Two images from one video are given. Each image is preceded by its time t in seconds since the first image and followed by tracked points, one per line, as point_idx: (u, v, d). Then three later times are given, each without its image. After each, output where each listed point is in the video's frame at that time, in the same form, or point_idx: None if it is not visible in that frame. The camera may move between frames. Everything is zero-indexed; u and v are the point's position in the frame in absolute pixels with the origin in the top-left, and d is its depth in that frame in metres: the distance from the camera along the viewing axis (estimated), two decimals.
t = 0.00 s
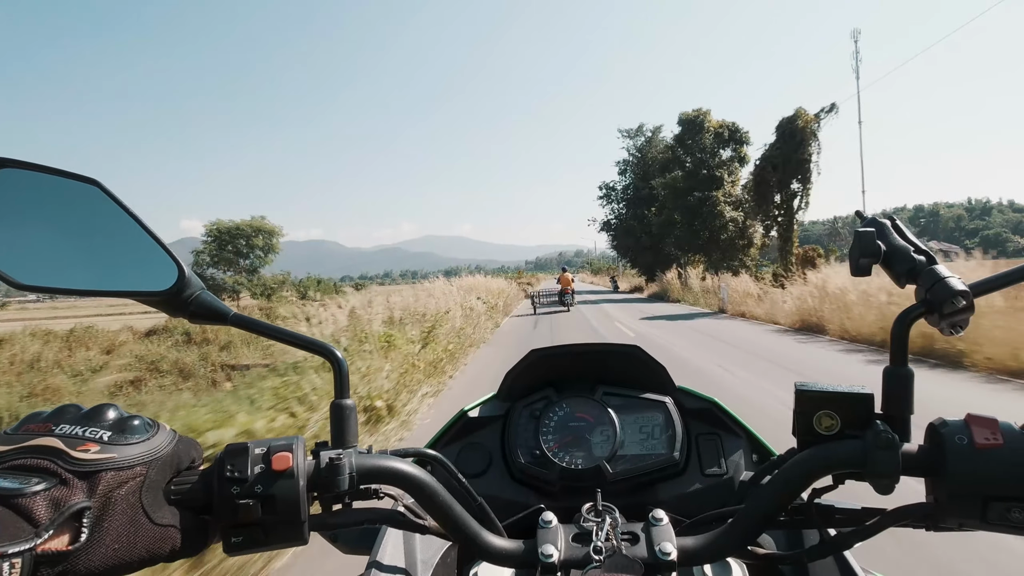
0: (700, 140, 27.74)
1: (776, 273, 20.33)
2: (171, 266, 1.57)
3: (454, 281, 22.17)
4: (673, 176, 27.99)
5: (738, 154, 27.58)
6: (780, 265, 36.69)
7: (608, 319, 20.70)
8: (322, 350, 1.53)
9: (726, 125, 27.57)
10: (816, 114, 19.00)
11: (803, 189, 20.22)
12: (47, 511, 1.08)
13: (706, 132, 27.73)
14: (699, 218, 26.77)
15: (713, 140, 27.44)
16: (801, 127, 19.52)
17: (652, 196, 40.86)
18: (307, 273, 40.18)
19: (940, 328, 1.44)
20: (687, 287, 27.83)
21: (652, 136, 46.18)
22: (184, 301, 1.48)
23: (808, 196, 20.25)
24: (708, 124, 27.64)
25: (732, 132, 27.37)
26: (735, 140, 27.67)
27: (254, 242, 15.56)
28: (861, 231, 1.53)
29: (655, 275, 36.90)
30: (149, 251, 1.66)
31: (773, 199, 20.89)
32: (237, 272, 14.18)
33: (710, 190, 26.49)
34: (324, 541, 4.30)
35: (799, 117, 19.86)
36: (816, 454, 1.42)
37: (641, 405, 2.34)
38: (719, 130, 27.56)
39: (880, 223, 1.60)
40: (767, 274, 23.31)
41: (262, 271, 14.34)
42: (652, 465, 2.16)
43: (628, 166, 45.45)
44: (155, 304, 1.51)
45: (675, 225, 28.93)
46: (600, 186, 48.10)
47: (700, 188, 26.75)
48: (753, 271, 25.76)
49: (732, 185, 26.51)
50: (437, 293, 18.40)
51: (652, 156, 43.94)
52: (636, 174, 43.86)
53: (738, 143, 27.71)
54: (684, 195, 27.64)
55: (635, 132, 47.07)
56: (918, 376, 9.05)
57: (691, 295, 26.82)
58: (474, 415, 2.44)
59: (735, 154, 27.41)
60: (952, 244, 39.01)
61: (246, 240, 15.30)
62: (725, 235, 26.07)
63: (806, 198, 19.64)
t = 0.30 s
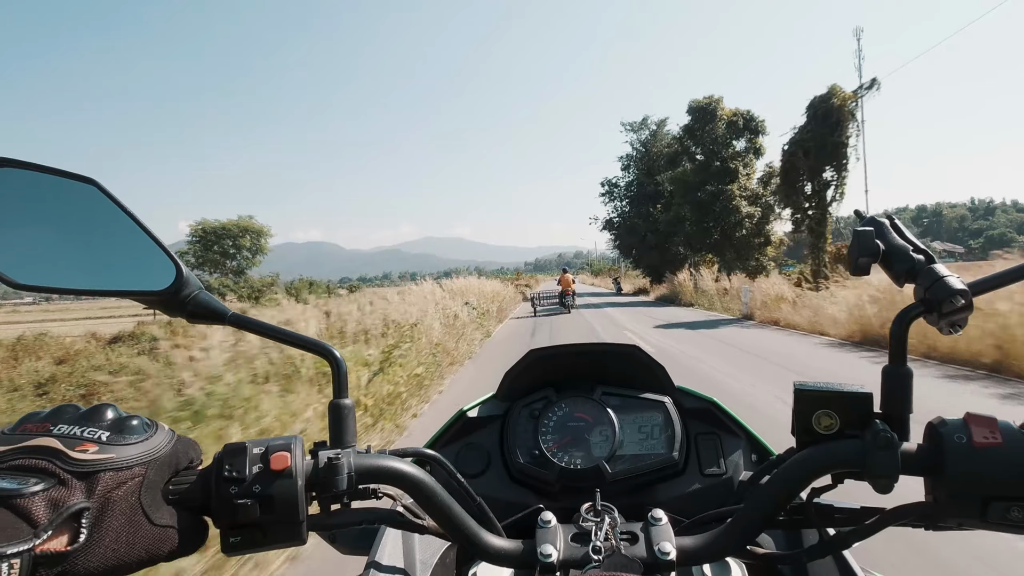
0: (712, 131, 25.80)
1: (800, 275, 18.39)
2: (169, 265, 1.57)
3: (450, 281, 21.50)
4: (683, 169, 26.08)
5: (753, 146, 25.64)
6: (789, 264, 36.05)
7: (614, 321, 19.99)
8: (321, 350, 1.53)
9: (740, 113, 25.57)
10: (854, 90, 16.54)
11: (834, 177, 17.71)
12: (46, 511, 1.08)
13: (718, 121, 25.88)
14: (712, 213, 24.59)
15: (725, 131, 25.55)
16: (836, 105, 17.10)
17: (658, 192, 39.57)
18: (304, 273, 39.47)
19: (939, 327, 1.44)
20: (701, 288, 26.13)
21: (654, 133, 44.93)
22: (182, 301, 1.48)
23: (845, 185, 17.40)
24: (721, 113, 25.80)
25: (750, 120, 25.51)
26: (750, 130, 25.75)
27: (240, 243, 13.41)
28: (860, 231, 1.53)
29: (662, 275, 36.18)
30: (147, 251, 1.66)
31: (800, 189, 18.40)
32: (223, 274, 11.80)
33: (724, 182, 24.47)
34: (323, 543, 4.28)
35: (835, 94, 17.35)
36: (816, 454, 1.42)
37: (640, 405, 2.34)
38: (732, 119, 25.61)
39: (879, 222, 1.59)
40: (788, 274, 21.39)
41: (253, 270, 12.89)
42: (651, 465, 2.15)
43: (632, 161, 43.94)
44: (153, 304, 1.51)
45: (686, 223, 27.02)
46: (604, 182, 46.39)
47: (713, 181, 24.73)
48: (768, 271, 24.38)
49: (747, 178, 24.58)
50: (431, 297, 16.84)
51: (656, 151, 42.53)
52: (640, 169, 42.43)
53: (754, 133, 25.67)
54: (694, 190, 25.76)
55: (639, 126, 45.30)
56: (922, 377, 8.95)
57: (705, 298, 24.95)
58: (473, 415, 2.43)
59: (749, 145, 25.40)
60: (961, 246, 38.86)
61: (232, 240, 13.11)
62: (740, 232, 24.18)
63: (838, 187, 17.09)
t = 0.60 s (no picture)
0: (729, 115, 23.31)
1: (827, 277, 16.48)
2: (168, 269, 1.57)
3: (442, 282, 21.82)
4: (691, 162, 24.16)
5: (771, 134, 23.11)
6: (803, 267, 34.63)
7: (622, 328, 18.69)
8: (320, 355, 1.53)
9: (756, 99, 23.16)
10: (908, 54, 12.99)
11: (886, 162, 13.94)
12: (42, 518, 1.07)
13: (734, 107, 23.52)
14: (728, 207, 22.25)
15: (740, 118, 23.12)
16: (882, 76, 13.54)
17: (664, 187, 37.81)
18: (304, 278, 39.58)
19: (940, 332, 1.43)
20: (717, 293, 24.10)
21: (662, 122, 41.72)
22: (181, 305, 1.47)
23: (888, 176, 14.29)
24: (737, 97, 23.36)
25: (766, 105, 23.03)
26: (767, 117, 23.29)
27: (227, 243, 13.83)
28: (860, 235, 1.52)
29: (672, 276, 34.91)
30: (145, 254, 1.67)
31: (841, 180, 14.61)
32: (209, 275, 11.99)
33: (740, 174, 22.31)
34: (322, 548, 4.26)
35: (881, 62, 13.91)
36: (817, 459, 1.41)
37: (640, 408, 2.33)
38: (748, 105, 23.25)
39: (879, 226, 1.59)
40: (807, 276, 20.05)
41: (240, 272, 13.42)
42: (651, 469, 2.15)
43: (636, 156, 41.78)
44: (151, 308, 1.51)
45: (696, 221, 24.98)
46: (607, 179, 44.27)
47: (727, 173, 22.55)
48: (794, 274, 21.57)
49: (765, 170, 22.48)
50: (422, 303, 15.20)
51: (662, 144, 40.45)
52: (645, 163, 40.26)
53: (774, 121, 23.30)
54: (709, 182, 23.02)
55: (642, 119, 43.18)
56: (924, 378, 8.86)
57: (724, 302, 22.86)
58: (472, 419, 2.43)
59: (766, 134, 23.32)
60: (966, 246, 38.22)
61: (219, 239, 13.57)
62: (760, 228, 21.91)
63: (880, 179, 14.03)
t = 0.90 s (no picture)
0: (747, 99, 21.77)
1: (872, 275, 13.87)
2: (168, 274, 1.58)
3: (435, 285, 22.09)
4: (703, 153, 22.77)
5: (793, 120, 21.69)
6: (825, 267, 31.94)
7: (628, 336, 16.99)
8: (319, 358, 1.53)
9: (777, 81, 21.61)
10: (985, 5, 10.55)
11: (950, 139, 11.50)
12: (43, 520, 1.08)
13: (751, 91, 22.08)
14: (748, 200, 20.97)
15: (759, 101, 21.58)
16: (948, 35, 11.17)
17: (671, 180, 34.14)
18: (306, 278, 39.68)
19: (936, 334, 1.44)
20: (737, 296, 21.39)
21: (671, 111, 37.81)
22: (180, 309, 1.48)
23: (952, 156, 11.79)
24: (755, 81, 21.89)
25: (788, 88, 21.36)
26: (788, 101, 21.85)
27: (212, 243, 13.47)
28: (857, 238, 1.53)
29: (680, 279, 31.99)
30: (146, 260, 1.68)
31: (899, 159, 11.89)
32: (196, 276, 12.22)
33: (760, 165, 20.89)
34: (321, 550, 4.25)
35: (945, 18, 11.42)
36: (814, 461, 1.42)
37: (638, 411, 2.34)
38: (767, 88, 21.84)
39: (875, 230, 1.60)
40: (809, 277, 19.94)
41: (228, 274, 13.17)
42: (649, 471, 2.15)
43: (641, 148, 37.73)
44: (150, 312, 1.51)
45: (710, 216, 23.30)
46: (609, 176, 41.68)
47: (746, 162, 21.22)
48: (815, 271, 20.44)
49: (787, 159, 20.94)
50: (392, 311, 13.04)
51: (669, 135, 36.90)
52: (650, 156, 36.56)
53: (797, 105, 21.84)
54: (723, 173, 21.83)
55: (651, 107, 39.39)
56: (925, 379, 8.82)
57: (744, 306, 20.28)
58: (471, 422, 2.44)
59: (787, 119, 21.71)
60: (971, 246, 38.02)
61: (203, 239, 13.07)
62: (782, 224, 20.50)
63: (945, 159, 11.44)
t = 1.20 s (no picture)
0: (769, 80, 20.79)
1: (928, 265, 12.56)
2: (163, 272, 1.56)
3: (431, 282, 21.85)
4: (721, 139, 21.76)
5: (819, 102, 20.63)
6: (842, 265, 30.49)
7: (636, 340, 15.20)
8: (315, 357, 1.52)
9: (803, 59, 20.57)
10: None
11: None
12: (34, 522, 1.06)
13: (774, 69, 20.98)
14: (773, 189, 20.21)
15: (784, 83, 20.67)
16: None
17: (680, 174, 31.87)
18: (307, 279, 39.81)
19: (939, 331, 1.43)
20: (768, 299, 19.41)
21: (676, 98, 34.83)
22: (175, 308, 1.47)
23: None
24: (779, 58, 20.78)
25: (818, 68, 20.50)
26: (816, 81, 20.67)
27: (194, 243, 14.19)
28: (859, 235, 1.51)
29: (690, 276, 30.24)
30: (142, 259, 1.67)
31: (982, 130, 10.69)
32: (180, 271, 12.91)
33: (786, 152, 20.08)
34: (320, 550, 4.25)
35: None
36: (816, 460, 1.41)
37: (638, 410, 2.33)
38: (792, 66, 20.73)
39: (877, 226, 1.59)
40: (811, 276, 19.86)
41: (211, 273, 13.83)
42: (650, 470, 2.14)
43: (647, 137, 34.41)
44: (145, 311, 1.50)
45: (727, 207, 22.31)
46: (608, 168, 38.84)
47: (769, 149, 20.34)
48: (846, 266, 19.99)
49: (815, 145, 20.18)
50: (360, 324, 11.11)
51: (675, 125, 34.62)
52: (655, 149, 33.44)
53: (824, 85, 20.71)
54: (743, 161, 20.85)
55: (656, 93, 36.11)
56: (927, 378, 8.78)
57: (777, 311, 18.13)
58: (470, 421, 2.42)
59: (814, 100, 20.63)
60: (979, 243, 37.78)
61: (185, 240, 13.98)
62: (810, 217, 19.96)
63: None
